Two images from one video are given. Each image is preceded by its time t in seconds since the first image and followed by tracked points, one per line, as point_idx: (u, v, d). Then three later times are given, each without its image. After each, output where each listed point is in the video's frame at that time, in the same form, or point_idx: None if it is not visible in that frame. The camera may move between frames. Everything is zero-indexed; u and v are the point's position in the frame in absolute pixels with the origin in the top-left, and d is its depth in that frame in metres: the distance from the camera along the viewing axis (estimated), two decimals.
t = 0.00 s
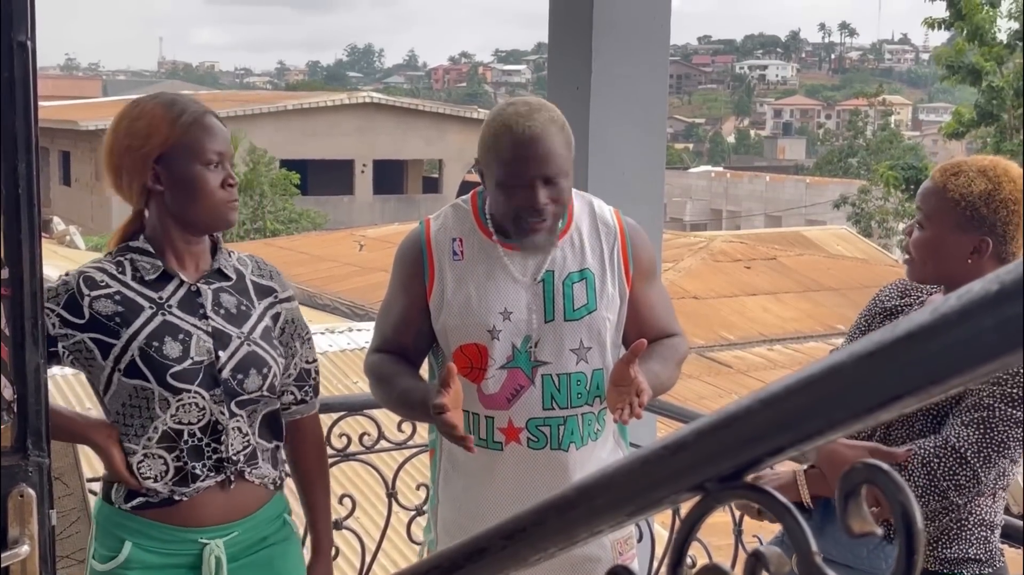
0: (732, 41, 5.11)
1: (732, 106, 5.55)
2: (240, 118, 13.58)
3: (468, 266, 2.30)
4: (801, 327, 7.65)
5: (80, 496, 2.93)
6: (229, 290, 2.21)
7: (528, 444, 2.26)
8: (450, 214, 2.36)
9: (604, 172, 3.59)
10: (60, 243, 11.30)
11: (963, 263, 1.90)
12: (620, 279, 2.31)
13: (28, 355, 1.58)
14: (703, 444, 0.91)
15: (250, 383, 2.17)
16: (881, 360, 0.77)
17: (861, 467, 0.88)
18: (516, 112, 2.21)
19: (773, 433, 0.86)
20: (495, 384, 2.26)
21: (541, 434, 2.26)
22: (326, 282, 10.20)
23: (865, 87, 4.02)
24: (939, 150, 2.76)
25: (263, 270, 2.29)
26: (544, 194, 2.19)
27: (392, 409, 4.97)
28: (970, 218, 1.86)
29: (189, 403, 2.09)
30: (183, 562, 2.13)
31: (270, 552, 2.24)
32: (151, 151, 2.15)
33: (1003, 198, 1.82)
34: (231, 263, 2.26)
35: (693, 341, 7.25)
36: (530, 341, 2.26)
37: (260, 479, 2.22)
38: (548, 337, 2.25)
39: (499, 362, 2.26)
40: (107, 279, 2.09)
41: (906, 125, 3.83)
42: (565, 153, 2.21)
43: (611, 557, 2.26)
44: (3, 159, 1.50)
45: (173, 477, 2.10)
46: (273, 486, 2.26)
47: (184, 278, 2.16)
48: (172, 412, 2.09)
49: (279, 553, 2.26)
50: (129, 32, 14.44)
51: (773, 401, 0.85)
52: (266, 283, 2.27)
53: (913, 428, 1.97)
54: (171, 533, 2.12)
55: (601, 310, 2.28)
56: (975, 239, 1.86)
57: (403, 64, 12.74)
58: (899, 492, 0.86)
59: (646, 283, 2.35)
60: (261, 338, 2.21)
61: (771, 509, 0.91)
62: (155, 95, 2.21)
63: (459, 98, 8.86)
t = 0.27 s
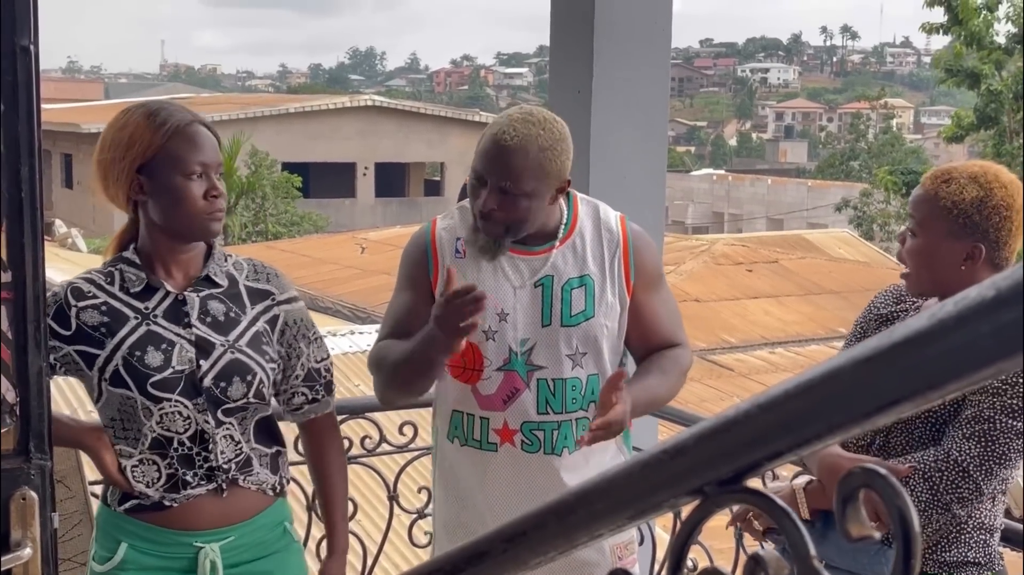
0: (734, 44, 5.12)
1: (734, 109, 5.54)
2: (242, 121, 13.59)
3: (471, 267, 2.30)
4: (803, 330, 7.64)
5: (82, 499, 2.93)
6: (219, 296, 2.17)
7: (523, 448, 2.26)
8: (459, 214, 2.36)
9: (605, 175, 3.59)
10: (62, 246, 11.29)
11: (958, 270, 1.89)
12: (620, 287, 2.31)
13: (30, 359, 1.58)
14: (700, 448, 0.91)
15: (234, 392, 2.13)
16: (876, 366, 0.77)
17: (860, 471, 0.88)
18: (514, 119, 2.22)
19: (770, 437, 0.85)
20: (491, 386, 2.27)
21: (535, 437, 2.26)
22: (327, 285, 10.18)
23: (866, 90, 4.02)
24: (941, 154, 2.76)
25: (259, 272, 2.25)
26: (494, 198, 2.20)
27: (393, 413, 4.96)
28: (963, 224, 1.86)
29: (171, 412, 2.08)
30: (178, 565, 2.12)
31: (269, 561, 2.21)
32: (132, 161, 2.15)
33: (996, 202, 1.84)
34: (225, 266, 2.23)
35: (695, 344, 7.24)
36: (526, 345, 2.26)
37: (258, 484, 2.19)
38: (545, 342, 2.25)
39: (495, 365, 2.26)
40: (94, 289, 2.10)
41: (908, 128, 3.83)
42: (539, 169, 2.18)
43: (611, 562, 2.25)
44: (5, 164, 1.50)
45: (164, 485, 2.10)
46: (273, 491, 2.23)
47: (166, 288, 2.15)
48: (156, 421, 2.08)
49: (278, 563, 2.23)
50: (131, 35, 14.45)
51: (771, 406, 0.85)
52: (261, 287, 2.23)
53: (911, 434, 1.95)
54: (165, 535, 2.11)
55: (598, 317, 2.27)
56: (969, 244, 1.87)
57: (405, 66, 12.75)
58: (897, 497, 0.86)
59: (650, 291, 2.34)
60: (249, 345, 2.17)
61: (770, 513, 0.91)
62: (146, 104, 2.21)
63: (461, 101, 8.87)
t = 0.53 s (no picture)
0: (737, 47, 5.13)
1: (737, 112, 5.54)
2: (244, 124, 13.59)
3: (477, 271, 2.30)
4: (805, 333, 7.64)
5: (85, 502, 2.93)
6: (229, 301, 2.15)
7: (523, 453, 2.26)
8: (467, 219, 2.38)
9: (608, 178, 3.59)
10: (65, 249, 11.28)
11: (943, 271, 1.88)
12: (626, 294, 2.27)
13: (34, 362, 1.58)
14: (699, 451, 0.91)
15: (223, 396, 2.09)
16: (874, 369, 0.77)
17: (856, 475, 0.88)
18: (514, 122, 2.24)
19: (770, 441, 0.85)
20: (493, 390, 2.27)
21: (535, 442, 2.25)
22: (330, 288, 10.19)
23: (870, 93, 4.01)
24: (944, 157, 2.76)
25: (278, 276, 2.21)
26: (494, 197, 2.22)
27: (395, 416, 4.96)
28: (947, 226, 1.86)
29: (159, 413, 2.07)
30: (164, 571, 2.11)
31: None
32: (138, 166, 2.16)
33: (981, 205, 1.84)
34: (243, 269, 2.20)
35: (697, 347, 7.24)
36: (529, 348, 2.25)
37: (251, 497, 2.14)
38: (546, 348, 2.24)
39: (496, 369, 2.26)
40: (112, 289, 2.13)
41: (912, 133, 3.83)
42: (540, 170, 2.19)
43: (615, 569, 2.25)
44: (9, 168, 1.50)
45: (155, 488, 2.09)
46: (268, 506, 2.17)
47: (177, 292, 2.14)
48: (147, 420, 2.08)
49: None
50: (133, 38, 14.46)
51: (770, 410, 0.85)
52: (278, 292, 2.20)
53: (906, 439, 1.94)
54: (154, 540, 2.10)
55: (601, 323, 2.24)
56: (954, 246, 1.86)
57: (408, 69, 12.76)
58: (892, 500, 0.86)
59: (659, 300, 2.28)
60: (247, 351, 2.13)
61: (768, 516, 0.92)
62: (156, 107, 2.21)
63: (464, 104, 8.87)
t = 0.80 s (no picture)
0: (740, 51, 5.13)
1: (739, 115, 5.52)
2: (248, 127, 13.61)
3: (482, 273, 2.33)
4: (809, 336, 7.62)
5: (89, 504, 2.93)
6: (243, 319, 2.13)
7: (525, 454, 2.26)
8: (478, 223, 2.41)
9: (610, 181, 3.58)
10: (69, 252, 11.30)
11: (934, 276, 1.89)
12: (630, 301, 2.25)
13: (37, 365, 1.58)
14: (699, 454, 0.91)
15: (238, 421, 2.09)
16: (873, 373, 0.77)
17: (855, 478, 0.88)
18: (515, 126, 2.25)
19: (769, 444, 0.85)
20: (497, 390, 2.28)
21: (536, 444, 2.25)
22: (334, 291, 10.19)
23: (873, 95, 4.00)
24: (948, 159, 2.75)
25: (290, 295, 2.18)
26: (512, 206, 2.21)
27: (398, 419, 4.96)
28: (938, 231, 1.86)
29: (173, 434, 2.08)
30: None
31: None
32: (143, 175, 2.19)
33: (971, 210, 1.84)
34: (258, 284, 2.17)
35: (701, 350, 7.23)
36: (530, 352, 2.25)
37: (263, 514, 2.14)
38: (548, 350, 2.24)
39: (499, 370, 2.27)
40: (127, 303, 2.13)
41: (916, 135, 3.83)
42: (547, 167, 2.20)
43: None
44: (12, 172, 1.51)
45: (166, 502, 2.10)
46: (281, 520, 2.18)
47: (193, 305, 2.13)
48: (162, 439, 2.09)
49: None
50: (137, 41, 14.49)
51: (770, 413, 0.85)
52: (289, 312, 2.16)
53: (904, 445, 1.93)
54: (167, 543, 2.11)
55: (602, 328, 2.24)
56: (943, 251, 1.86)
57: (411, 72, 12.76)
58: (891, 503, 0.86)
59: (664, 305, 2.26)
60: (261, 376, 2.12)
61: (768, 518, 0.91)
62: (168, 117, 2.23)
63: (467, 107, 8.88)
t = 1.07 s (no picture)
0: (745, 54, 5.13)
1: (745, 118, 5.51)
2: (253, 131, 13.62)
3: (492, 278, 2.33)
4: (814, 339, 7.61)
5: (94, 507, 2.93)
6: (261, 323, 2.16)
7: (538, 457, 2.27)
8: (483, 226, 2.39)
9: (615, 185, 3.58)
10: (75, 256, 11.31)
11: (936, 280, 1.88)
12: (639, 302, 2.26)
13: (42, 369, 1.58)
14: (703, 458, 0.91)
15: (266, 425, 2.12)
16: (875, 376, 0.77)
17: (858, 481, 0.88)
18: (529, 125, 2.25)
19: (772, 447, 0.85)
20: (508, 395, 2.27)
21: (548, 447, 2.26)
22: (339, 294, 10.20)
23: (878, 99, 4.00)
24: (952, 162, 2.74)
25: (305, 299, 2.23)
26: (563, 203, 2.20)
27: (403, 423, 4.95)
28: (941, 235, 1.86)
29: (199, 440, 2.08)
30: None
31: None
32: (145, 186, 2.20)
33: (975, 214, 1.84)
34: (271, 288, 2.21)
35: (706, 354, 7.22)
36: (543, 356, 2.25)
37: (281, 519, 2.16)
38: (561, 353, 2.24)
39: (511, 374, 2.27)
40: (141, 312, 2.12)
41: (920, 138, 3.82)
42: (582, 160, 2.21)
43: None
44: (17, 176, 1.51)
45: (186, 509, 2.09)
46: (298, 525, 2.20)
47: (211, 309, 2.14)
48: (185, 447, 2.08)
49: None
50: (143, 46, 14.52)
51: (773, 416, 0.85)
52: (305, 316, 2.21)
53: (911, 450, 1.93)
54: (181, 546, 2.10)
55: (615, 329, 2.24)
56: (947, 255, 1.86)
57: (416, 76, 12.77)
58: (894, 506, 0.85)
59: (670, 306, 2.27)
60: (285, 379, 2.15)
61: (771, 521, 0.91)
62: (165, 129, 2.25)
63: (472, 111, 8.88)
